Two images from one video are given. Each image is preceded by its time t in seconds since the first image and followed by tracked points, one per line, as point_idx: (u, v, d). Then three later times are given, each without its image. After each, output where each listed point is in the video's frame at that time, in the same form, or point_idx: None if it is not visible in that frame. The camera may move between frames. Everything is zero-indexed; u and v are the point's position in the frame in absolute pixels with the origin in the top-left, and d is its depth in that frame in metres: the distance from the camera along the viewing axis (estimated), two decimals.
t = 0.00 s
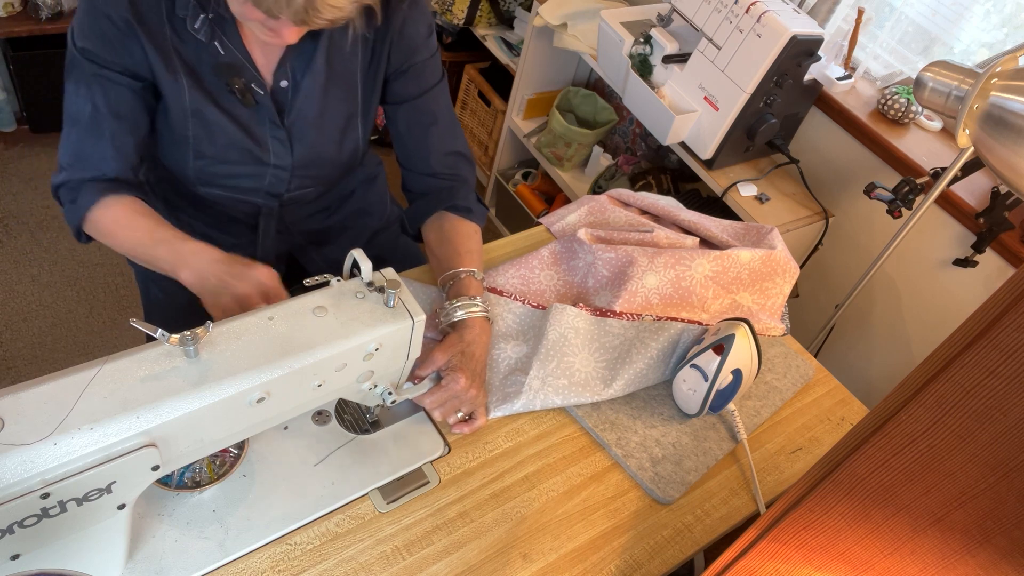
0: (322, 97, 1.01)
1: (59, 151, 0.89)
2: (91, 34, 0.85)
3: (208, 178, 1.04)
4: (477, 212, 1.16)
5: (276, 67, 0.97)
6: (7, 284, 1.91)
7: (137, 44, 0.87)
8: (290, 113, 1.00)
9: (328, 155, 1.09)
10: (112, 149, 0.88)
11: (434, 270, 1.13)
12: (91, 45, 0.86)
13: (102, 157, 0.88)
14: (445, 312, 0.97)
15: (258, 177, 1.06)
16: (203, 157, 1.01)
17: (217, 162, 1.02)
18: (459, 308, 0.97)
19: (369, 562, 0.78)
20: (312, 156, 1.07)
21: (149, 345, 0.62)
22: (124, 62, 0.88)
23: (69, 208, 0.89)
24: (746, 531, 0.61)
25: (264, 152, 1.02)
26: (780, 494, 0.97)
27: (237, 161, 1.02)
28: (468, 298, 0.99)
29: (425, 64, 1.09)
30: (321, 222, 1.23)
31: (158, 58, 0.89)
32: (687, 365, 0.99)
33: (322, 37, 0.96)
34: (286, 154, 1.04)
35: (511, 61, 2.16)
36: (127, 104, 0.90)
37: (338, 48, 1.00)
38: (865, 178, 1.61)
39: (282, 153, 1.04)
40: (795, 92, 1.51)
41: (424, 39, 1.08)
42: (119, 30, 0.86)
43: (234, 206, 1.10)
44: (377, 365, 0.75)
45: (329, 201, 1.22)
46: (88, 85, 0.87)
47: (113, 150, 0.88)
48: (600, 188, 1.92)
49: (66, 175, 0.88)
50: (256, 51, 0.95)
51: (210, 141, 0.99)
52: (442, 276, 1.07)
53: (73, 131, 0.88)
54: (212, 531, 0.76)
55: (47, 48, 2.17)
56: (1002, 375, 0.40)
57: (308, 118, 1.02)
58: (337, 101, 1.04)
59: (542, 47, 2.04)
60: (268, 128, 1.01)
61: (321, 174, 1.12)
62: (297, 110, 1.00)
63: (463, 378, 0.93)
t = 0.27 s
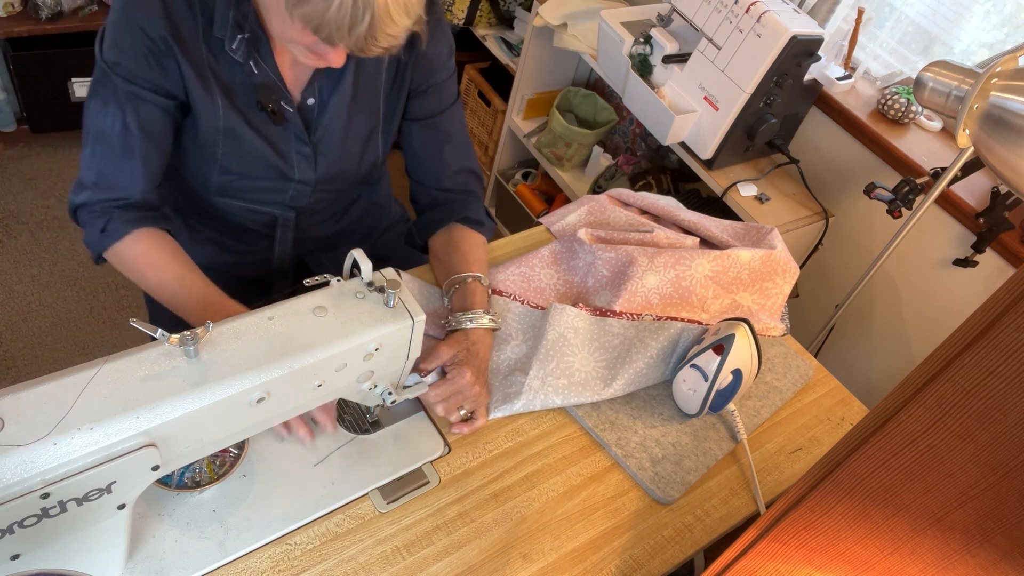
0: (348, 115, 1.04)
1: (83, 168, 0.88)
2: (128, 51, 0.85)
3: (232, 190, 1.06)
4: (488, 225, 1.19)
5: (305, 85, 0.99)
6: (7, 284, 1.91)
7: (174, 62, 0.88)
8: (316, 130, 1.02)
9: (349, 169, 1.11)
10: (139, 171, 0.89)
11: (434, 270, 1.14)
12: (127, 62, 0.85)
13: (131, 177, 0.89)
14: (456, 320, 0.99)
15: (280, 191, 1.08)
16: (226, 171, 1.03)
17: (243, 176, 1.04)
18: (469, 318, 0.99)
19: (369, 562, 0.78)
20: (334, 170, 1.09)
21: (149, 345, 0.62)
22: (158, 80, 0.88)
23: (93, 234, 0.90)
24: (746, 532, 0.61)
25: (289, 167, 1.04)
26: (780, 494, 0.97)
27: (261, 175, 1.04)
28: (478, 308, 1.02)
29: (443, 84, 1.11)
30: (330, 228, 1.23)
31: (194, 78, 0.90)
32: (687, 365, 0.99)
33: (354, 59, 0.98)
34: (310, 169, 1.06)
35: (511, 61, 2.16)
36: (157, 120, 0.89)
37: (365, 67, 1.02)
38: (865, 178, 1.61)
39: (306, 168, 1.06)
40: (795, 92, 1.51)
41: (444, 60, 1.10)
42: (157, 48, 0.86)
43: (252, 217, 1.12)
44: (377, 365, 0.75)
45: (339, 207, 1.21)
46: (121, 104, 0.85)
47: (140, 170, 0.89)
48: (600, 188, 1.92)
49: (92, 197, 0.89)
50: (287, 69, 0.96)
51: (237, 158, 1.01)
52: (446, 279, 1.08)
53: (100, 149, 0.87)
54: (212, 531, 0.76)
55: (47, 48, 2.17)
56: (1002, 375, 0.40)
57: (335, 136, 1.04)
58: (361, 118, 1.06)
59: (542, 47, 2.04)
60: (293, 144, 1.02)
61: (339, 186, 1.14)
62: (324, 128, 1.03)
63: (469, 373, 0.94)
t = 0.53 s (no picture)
0: (367, 125, 1.05)
1: (123, 185, 0.88)
2: (162, 66, 0.84)
3: (252, 198, 1.07)
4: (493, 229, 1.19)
5: (325, 94, 1.00)
6: (8, 284, 1.91)
7: (205, 75, 0.88)
8: (336, 138, 1.03)
9: (365, 176, 1.12)
10: (179, 183, 0.88)
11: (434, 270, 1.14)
12: (160, 77, 0.85)
13: (171, 192, 0.88)
14: (456, 318, 0.99)
15: (299, 199, 1.09)
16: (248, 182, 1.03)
17: (264, 185, 1.04)
18: (469, 317, 1.00)
19: (369, 562, 0.78)
20: (351, 178, 1.10)
21: (149, 345, 0.62)
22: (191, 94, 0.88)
23: (139, 263, 0.90)
24: (746, 532, 0.61)
25: (310, 176, 1.05)
26: (780, 494, 0.97)
27: (282, 185, 1.05)
28: (478, 307, 1.02)
29: (456, 93, 1.12)
30: (342, 227, 1.24)
31: (225, 91, 0.90)
32: (687, 365, 0.99)
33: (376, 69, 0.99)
34: (330, 177, 1.07)
35: (510, 61, 2.16)
36: (197, 132, 0.89)
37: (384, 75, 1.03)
38: (865, 178, 1.61)
39: (326, 177, 1.07)
40: (795, 92, 1.51)
41: (458, 68, 1.11)
42: (190, 62, 0.86)
43: (266, 221, 1.12)
44: (377, 365, 0.75)
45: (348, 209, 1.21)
46: (162, 120, 0.85)
47: (181, 183, 0.89)
48: (600, 189, 1.92)
49: (141, 213, 0.89)
50: (309, 80, 0.98)
51: (261, 169, 1.01)
52: (447, 280, 1.08)
53: (139, 164, 0.86)
54: (212, 531, 0.76)
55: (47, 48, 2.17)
56: (1002, 375, 0.40)
57: (354, 144, 1.05)
58: (379, 126, 1.07)
59: (542, 47, 2.04)
60: (314, 153, 1.03)
61: (353, 192, 1.15)
62: (343, 137, 1.04)
63: (466, 373, 0.95)
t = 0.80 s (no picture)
0: (366, 128, 1.05)
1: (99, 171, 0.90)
2: (151, 67, 0.86)
3: (252, 200, 1.07)
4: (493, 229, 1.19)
5: (325, 97, 1.00)
6: (7, 284, 1.91)
7: (200, 78, 0.89)
8: (335, 141, 1.03)
9: (365, 178, 1.12)
10: (154, 177, 0.90)
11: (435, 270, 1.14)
12: (149, 81, 0.86)
13: (145, 183, 0.90)
14: (457, 317, 0.99)
15: (298, 201, 1.09)
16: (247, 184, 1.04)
17: (263, 188, 1.04)
18: (470, 316, 0.99)
19: (369, 562, 0.78)
20: (352, 179, 1.10)
21: (149, 345, 0.62)
22: (179, 96, 0.89)
23: (109, 229, 0.91)
24: (746, 532, 0.61)
25: (309, 179, 1.05)
26: (780, 494, 0.97)
27: (281, 187, 1.05)
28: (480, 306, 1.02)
29: (457, 94, 1.12)
30: (343, 226, 1.24)
31: (219, 93, 0.91)
32: (687, 365, 0.99)
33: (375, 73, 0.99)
34: (329, 180, 1.07)
35: (511, 61, 2.16)
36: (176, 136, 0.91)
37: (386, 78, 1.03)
38: (865, 179, 1.61)
39: (326, 180, 1.07)
40: (795, 92, 1.51)
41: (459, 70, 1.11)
42: (183, 66, 0.87)
43: (267, 223, 1.12)
44: (377, 365, 0.75)
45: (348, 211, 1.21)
46: (138, 124, 0.87)
47: (155, 177, 0.90)
48: (600, 188, 1.92)
49: (106, 195, 0.90)
50: (309, 84, 0.98)
51: (259, 171, 1.02)
52: (449, 279, 1.08)
53: (116, 155, 0.88)
54: (213, 531, 0.76)
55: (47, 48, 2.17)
56: (1002, 375, 0.40)
57: (353, 147, 1.05)
58: (379, 129, 1.07)
59: (542, 47, 2.04)
60: (313, 156, 1.03)
61: (354, 193, 1.15)
62: (342, 140, 1.03)
63: (467, 373, 0.95)
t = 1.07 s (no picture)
0: (362, 125, 1.05)
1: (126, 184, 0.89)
2: (158, 62, 0.85)
3: (246, 197, 1.07)
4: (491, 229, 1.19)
5: (322, 94, 1.00)
6: (7, 284, 1.91)
7: (202, 72, 0.89)
8: (332, 138, 1.04)
9: (361, 175, 1.13)
10: (181, 186, 0.90)
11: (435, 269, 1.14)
12: (160, 75, 0.85)
13: (170, 191, 0.89)
14: (455, 314, 1.00)
15: (294, 198, 1.09)
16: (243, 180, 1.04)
17: (259, 184, 1.05)
18: (468, 313, 1.00)
19: (369, 562, 0.78)
20: (347, 177, 1.11)
21: (149, 345, 0.62)
22: (188, 92, 0.88)
23: (143, 255, 0.91)
24: (746, 532, 0.61)
25: (305, 176, 1.06)
26: (780, 494, 0.97)
27: (277, 183, 1.05)
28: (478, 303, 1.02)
29: (454, 93, 1.12)
30: (338, 226, 1.24)
31: (221, 89, 0.91)
32: (687, 365, 0.99)
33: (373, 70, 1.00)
34: (325, 177, 1.07)
35: (510, 61, 2.16)
36: (195, 133, 0.91)
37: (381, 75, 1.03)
38: (865, 179, 1.61)
39: (321, 176, 1.07)
40: (795, 92, 1.51)
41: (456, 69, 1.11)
42: (186, 60, 0.87)
43: (263, 220, 1.13)
44: (377, 365, 0.75)
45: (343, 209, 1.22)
46: (160, 123, 0.86)
47: (182, 186, 0.90)
48: (600, 188, 1.92)
49: (139, 213, 0.90)
50: (305, 80, 0.98)
51: (256, 168, 1.02)
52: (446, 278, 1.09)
53: (140, 165, 0.88)
54: (212, 531, 0.76)
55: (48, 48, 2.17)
56: (1002, 375, 0.40)
57: (349, 144, 1.05)
58: (375, 126, 1.07)
59: (541, 47, 2.04)
60: (309, 153, 1.04)
61: (350, 191, 1.15)
62: (339, 136, 1.04)
63: (462, 369, 0.95)
